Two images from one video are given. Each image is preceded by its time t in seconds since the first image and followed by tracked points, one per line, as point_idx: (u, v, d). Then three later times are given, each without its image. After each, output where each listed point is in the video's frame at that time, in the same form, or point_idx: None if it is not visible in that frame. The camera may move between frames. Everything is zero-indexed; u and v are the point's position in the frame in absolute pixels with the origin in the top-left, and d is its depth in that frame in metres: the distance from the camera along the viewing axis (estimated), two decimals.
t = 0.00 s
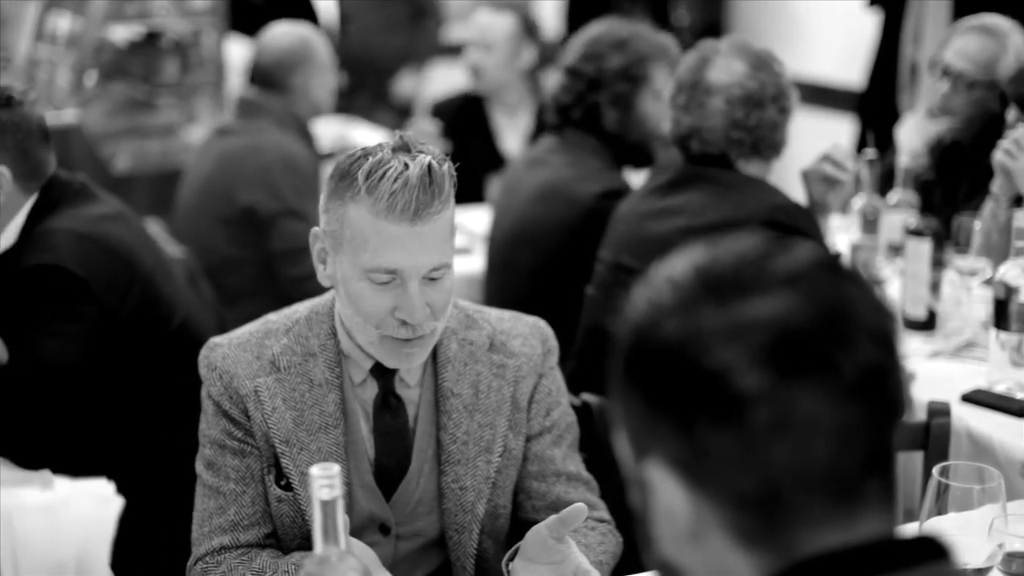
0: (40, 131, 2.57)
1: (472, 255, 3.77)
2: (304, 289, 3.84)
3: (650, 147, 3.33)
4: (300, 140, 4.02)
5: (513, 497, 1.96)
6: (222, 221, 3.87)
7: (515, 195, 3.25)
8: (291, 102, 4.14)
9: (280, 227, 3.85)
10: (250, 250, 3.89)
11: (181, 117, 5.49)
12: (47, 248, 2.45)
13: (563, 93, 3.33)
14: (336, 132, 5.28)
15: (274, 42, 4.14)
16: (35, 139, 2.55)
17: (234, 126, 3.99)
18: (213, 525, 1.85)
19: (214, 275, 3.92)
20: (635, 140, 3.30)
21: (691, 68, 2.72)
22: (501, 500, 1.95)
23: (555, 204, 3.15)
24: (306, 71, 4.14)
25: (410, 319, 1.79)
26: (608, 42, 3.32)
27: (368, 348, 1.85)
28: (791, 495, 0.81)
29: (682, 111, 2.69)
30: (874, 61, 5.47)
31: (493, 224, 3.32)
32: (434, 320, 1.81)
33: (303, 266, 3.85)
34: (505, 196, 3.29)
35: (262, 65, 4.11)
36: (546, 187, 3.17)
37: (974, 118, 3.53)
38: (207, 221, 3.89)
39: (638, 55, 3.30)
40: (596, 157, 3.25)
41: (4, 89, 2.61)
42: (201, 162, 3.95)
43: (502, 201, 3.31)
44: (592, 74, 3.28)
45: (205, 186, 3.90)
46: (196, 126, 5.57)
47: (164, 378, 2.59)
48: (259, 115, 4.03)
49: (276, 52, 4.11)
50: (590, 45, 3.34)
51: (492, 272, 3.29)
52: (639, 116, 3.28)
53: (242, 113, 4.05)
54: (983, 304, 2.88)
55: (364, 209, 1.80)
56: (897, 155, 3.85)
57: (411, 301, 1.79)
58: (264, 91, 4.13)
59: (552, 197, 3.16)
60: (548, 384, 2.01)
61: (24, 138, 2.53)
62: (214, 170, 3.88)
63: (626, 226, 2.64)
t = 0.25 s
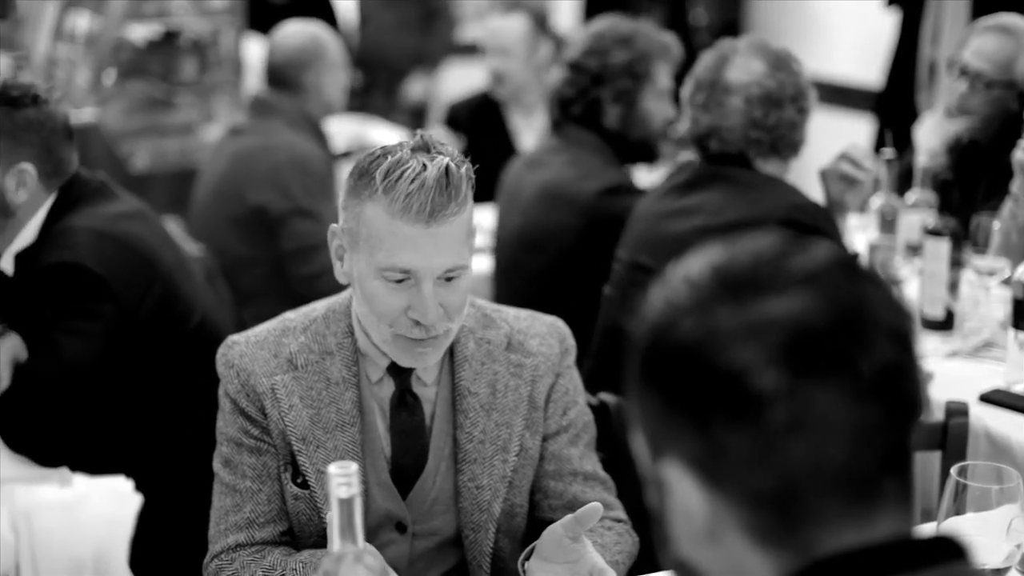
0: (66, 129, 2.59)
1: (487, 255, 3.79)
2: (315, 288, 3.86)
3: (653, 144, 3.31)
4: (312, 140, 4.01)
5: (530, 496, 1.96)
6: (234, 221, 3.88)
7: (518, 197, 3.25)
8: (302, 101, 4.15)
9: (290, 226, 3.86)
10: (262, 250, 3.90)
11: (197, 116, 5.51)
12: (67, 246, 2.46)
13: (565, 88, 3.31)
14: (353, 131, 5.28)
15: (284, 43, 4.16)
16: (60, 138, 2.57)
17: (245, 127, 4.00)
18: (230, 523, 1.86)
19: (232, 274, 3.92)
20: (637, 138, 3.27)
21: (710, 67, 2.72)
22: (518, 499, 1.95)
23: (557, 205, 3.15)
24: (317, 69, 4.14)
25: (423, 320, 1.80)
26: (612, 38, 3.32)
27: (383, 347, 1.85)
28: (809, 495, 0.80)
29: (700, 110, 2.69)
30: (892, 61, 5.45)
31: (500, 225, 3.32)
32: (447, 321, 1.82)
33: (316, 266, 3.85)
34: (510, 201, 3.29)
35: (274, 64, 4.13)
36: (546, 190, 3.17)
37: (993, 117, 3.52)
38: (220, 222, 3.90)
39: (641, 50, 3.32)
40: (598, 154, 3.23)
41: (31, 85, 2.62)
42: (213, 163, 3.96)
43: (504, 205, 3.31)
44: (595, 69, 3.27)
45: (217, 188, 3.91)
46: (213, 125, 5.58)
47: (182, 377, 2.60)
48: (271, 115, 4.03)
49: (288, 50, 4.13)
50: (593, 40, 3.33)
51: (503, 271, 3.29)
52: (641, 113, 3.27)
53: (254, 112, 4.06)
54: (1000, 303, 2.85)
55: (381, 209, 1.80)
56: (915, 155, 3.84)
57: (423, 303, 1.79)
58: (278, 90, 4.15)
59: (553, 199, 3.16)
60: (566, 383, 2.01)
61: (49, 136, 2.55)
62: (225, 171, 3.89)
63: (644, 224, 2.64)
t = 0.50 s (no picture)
0: (93, 129, 2.62)
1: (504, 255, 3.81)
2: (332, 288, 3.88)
3: (667, 139, 3.32)
4: (328, 140, 4.01)
5: (546, 496, 1.96)
6: (250, 222, 3.89)
7: (530, 198, 3.26)
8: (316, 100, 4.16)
9: (306, 226, 3.87)
10: (281, 251, 3.90)
11: (216, 115, 5.52)
12: (87, 244, 2.48)
13: (573, 90, 3.39)
14: (371, 131, 5.29)
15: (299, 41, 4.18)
16: (87, 137, 2.60)
17: (261, 127, 4.01)
18: (246, 522, 1.86)
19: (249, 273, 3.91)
20: (650, 132, 3.31)
21: (729, 68, 2.72)
22: (536, 499, 1.95)
23: (563, 205, 3.17)
24: (332, 68, 4.15)
25: (440, 318, 1.80)
26: (613, 35, 3.39)
27: (400, 346, 1.85)
28: (825, 495, 0.80)
29: (719, 111, 2.69)
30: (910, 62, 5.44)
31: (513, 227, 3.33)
32: (464, 320, 1.82)
33: (333, 264, 3.89)
34: (523, 203, 3.30)
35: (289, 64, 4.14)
36: (553, 189, 3.20)
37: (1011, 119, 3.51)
38: (236, 222, 3.91)
39: (645, 45, 3.36)
40: (607, 153, 3.26)
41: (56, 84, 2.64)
42: (229, 163, 3.97)
43: (518, 205, 3.32)
44: (600, 68, 3.34)
45: (233, 189, 3.92)
46: (231, 125, 5.59)
47: (201, 376, 2.60)
48: (285, 114, 4.03)
49: (304, 49, 4.14)
50: (596, 38, 3.40)
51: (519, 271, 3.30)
52: (651, 106, 3.32)
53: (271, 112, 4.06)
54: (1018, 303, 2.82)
55: (399, 207, 1.81)
56: (933, 157, 3.83)
57: (440, 301, 1.79)
58: (293, 91, 4.17)
59: (559, 198, 3.18)
60: (583, 383, 2.01)
61: (77, 135, 2.58)
62: (241, 171, 3.90)
63: (661, 225, 2.64)
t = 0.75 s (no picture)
0: (119, 128, 2.66)
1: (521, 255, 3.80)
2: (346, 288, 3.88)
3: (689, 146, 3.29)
4: (345, 140, 4.02)
5: (563, 495, 1.96)
6: (267, 224, 3.89)
7: (550, 199, 3.27)
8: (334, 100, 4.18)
9: (323, 226, 3.88)
10: (299, 250, 3.90)
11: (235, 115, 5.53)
12: (105, 243, 2.49)
13: (601, 90, 3.31)
14: (389, 130, 5.30)
15: (319, 41, 4.18)
16: (112, 135, 2.64)
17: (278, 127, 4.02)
18: (263, 521, 1.87)
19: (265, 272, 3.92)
20: (673, 140, 3.27)
21: (746, 68, 2.71)
22: (551, 498, 1.95)
23: (580, 206, 3.18)
24: (350, 69, 4.16)
25: (456, 317, 1.80)
26: (649, 41, 3.29)
27: (415, 344, 1.85)
28: (841, 495, 0.80)
29: (737, 110, 2.68)
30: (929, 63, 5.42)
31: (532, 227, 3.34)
32: (480, 318, 1.82)
33: (347, 264, 3.88)
34: (541, 203, 3.31)
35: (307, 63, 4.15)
36: (575, 189, 3.20)
37: None
38: (254, 222, 3.92)
39: (679, 55, 3.26)
40: (629, 157, 3.23)
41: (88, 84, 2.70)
42: (246, 163, 3.99)
43: (538, 205, 3.33)
44: (630, 73, 3.25)
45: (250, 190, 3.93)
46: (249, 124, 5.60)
47: (219, 375, 2.60)
48: (303, 114, 4.04)
49: (324, 49, 4.15)
50: (630, 44, 3.30)
51: (538, 270, 3.31)
52: (677, 117, 3.24)
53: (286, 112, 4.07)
54: None
55: (414, 205, 1.81)
56: (952, 158, 3.82)
57: (457, 299, 1.79)
58: (310, 91, 4.18)
59: (580, 199, 3.19)
60: (599, 383, 2.01)
61: (102, 134, 2.62)
62: (259, 172, 3.91)
63: (678, 225, 2.64)
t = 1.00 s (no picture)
0: (136, 126, 2.66)
1: (539, 254, 3.79)
2: (360, 285, 3.90)
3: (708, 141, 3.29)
4: (361, 139, 4.02)
5: (580, 494, 1.96)
6: (286, 220, 3.91)
7: (573, 196, 3.26)
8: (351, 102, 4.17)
9: (336, 220, 3.88)
10: (313, 248, 3.91)
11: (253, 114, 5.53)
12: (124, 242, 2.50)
13: (623, 90, 3.29)
14: (407, 129, 5.31)
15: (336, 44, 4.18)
16: (131, 133, 2.64)
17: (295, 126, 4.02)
18: (280, 519, 1.87)
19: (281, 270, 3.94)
20: (696, 139, 3.26)
21: (764, 67, 2.70)
22: (569, 496, 1.95)
23: (609, 202, 3.15)
24: (369, 73, 4.17)
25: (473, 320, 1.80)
26: (668, 42, 3.24)
27: (433, 345, 1.85)
28: (855, 493, 0.80)
29: (755, 110, 2.68)
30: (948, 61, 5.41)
31: (554, 225, 3.33)
32: (497, 321, 1.82)
33: (357, 259, 3.88)
34: (565, 199, 3.29)
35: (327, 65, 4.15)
36: (601, 184, 3.17)
37: None
38: (271, 220, 3.92)
39: (700, 55, 3.22)
40: (652, 154, 3.21)
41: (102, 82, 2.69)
42: (262, 163, 3.99)
43: (560, 202, 3.31)
44: (651, 73, 3.23)
45: (266, 189, 3.93)
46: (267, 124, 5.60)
47: (235, 373, 2.61)
48: (321, 114, 4.03)
49: (341, 51, 4.15)
50: (651, 44, 3.26)
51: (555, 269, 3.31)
52: (698, 117, 3.22)
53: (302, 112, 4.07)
54: None
55: (434, 208, 1.81)
56: (970, 157, 3.81)
57: (474, 303, 1.79)
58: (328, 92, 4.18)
59: (607, 195, 3.16)
60: (615, 382, 2.01)
61: (122, 133, 2.62)
62: (275, 170, 3.91)
63: (697, 225, 2.64)
